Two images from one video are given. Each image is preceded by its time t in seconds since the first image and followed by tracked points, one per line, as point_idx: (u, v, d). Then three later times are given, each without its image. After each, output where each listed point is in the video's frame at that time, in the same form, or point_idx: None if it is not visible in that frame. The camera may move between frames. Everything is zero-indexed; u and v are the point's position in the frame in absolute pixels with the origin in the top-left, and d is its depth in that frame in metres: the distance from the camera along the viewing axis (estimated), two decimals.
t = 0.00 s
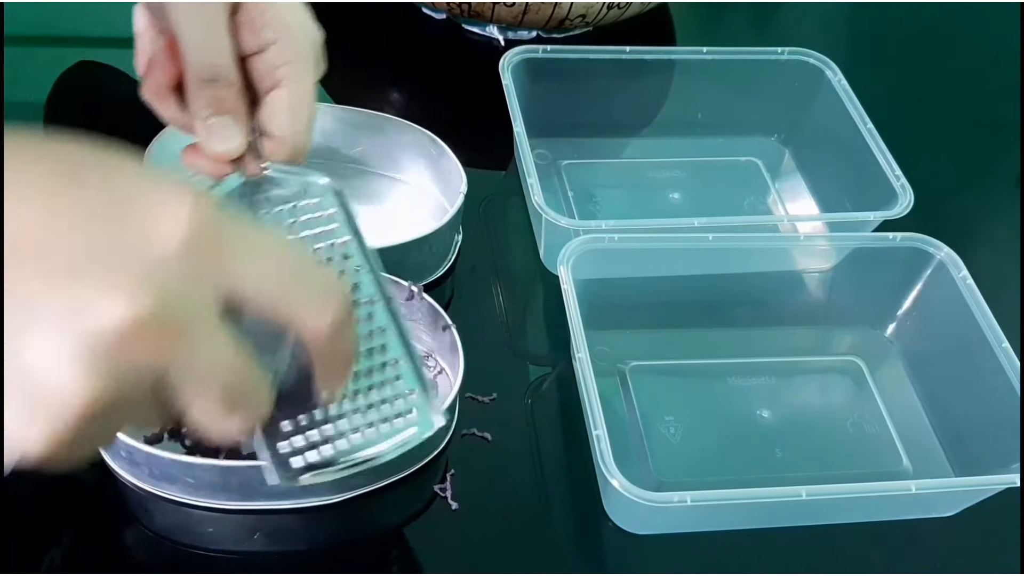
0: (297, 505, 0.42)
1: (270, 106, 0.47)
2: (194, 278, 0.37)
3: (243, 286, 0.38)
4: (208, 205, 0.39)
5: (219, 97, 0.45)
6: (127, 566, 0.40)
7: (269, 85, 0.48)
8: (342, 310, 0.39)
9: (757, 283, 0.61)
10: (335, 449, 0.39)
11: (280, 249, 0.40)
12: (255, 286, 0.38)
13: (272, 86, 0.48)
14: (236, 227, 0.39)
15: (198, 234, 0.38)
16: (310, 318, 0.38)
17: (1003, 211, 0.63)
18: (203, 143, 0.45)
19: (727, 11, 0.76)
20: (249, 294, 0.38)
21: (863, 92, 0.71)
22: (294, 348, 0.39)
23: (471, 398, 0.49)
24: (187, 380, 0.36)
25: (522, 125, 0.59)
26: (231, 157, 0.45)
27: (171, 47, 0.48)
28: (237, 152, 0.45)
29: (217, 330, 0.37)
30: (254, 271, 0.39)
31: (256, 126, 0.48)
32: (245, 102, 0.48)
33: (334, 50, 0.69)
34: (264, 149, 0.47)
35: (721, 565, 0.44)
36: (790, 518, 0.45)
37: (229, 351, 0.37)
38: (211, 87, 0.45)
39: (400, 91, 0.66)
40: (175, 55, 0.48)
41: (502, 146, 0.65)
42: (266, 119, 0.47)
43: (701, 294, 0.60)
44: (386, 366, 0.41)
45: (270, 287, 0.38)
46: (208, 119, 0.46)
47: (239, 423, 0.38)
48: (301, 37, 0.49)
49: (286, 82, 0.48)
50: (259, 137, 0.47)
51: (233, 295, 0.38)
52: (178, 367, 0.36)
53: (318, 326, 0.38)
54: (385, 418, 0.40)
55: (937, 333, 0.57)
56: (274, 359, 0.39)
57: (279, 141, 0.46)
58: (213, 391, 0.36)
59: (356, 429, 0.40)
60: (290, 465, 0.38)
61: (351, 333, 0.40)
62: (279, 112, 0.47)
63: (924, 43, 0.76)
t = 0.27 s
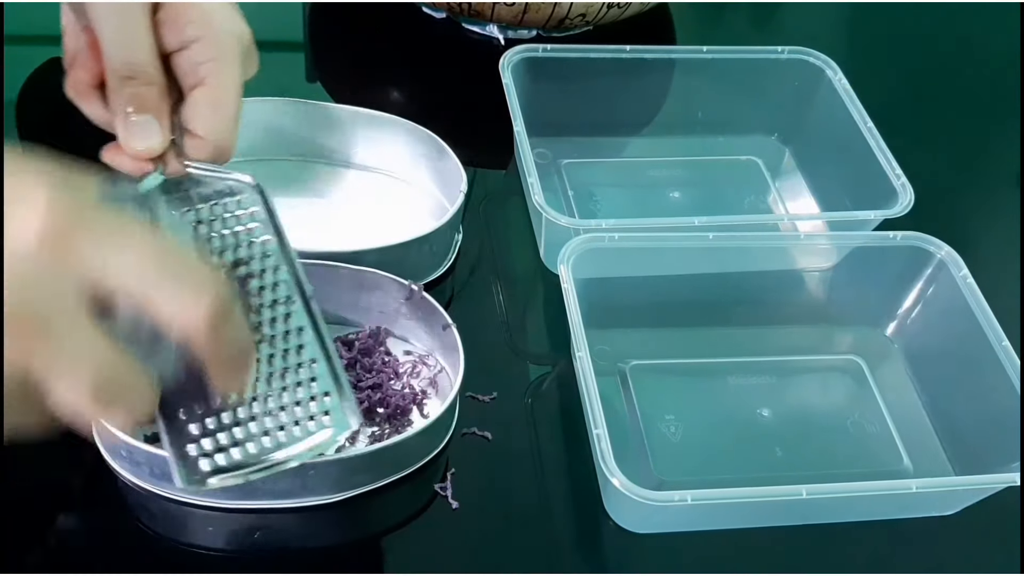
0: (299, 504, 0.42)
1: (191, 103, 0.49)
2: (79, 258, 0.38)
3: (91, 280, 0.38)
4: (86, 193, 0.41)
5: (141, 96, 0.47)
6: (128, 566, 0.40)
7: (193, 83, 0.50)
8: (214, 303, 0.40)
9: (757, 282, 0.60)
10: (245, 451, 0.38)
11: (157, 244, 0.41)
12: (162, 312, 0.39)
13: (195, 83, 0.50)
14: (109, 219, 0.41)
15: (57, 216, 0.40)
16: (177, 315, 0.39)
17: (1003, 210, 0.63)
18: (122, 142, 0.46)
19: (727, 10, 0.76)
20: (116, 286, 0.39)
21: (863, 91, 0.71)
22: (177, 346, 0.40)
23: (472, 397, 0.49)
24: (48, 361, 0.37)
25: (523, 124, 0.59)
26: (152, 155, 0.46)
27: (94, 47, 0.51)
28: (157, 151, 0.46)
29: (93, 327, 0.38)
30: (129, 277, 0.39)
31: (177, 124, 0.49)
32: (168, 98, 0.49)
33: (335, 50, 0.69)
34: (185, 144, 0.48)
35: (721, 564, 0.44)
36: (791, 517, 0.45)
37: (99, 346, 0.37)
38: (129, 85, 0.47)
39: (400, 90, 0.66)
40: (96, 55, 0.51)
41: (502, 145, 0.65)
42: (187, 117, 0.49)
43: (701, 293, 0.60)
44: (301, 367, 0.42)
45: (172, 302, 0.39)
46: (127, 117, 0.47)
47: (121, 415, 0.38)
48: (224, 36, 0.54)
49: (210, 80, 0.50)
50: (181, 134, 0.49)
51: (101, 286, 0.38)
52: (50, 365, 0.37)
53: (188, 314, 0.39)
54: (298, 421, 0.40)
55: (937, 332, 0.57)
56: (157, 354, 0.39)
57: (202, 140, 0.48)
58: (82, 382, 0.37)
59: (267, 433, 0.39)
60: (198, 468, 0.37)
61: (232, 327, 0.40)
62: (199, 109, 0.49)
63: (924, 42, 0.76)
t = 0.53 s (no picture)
0: (299, 503, 0.42)
1: (126, 124, 0.42)
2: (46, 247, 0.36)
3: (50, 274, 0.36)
4: (30, 189, 0.37)
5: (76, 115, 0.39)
6: (127, 565, 0.40)
7: (130, 103, 0.44)
8: (152, 299, 0.38)
9: (756, 281, 0.60)
10: (180, 477, 0.39)
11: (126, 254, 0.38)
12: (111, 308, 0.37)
13: (131, 103, 0.44)
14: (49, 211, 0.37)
15: (4, 219, 0.37)
16: (124, 311, 0.37)
17: (1003, 209, 0.63)
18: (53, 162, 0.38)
19: (727, 9, 0.76)
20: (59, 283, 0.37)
21: (862, 90, 0.71)
22: (122, 341, 0.37)
23: (471, 396, 0.49)
24: (7, 360, 0.37)
25: (522, 123, 0.59)
26: (91, 175, 0.38)
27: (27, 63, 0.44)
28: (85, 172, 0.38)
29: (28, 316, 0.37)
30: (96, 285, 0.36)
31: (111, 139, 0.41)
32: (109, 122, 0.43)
33: (334, 49, 0.69)
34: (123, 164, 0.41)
35: (721, 563, 0.44)
36: (791, 516, 0.45)
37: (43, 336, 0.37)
38: (65, 105, 0.40)
39: (399, 89, 0.66)
40: (33, 72, 0.44)
41: (502, 143, 0.65)
42: (122, 136, 0.42)
43: (701, 292, 0.60)
44: (236, 391, 0.41)
45: (121, 300, 0.37)
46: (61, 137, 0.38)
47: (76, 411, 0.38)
48: (161, 51, 0.49)
49: (148, 99, 0.44)
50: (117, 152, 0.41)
51: (43, 283, 0.37)
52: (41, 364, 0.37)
53: (124, 310, 0.37)
54: (233, 443, 0.39)
55: (936, 330, 0.57)
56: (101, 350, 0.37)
57: (140, 158, 0.41)
58: (29, 377, 0.37)
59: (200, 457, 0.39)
60: (131, 492, 0.38)
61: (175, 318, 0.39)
62: (134, 128, 0.42)
63: (924, 41, 0.76)
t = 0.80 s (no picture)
0: (299, 503, 0.42)
1: (116, 115, 0.44)
2: None
3: None
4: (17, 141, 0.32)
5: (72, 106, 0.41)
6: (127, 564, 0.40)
7: (120, 95, 0.45)
8: (161, 242, 0.35)
9: (756, 281, 0.60)
10: (190, 458, 0.38)
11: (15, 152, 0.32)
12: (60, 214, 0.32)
13: (119, 95, 0.45)
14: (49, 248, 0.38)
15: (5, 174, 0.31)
16: (127, 243, 0.33)
17: (1003, 208, 0.63)
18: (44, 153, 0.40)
19: (727, 8, 0.76)
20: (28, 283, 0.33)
21: (863, 90, 0.71)
22: (130, 282, 0.35)
23: (471, 395, 0.49)
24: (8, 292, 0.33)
25: (522, 122, 0.58)
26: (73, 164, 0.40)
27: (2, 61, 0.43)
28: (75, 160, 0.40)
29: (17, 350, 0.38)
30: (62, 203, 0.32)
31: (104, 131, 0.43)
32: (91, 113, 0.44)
33: (333, 48, 0.69)
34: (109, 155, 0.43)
35: (719, 562, 0.44)
36: (791, 515, 0.45)
37: (54, 285, 0.33)
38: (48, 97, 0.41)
39: (398, 88, 0.66)
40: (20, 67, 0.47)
41: (501, 142, 0.65)
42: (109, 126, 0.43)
43: (701, 290, 0.60)
44: (241, 372, 0.41)
45: None
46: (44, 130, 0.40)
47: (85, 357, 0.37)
48: (149, 43, 0.48)
49: (134, 91, 0.45)
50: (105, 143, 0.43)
51: (50, 229, 0.32)
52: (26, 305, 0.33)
53: (136, 249, 0.34)
54: (240, 425, 0.40)
55: (937, 329, 0.57)
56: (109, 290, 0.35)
57: (127, 149, 0.42)
58: (40, 327, 0.34)
59: (210, 436, 0.39)
60: (142, 474, 0.38)
61: (171, 269, 0.36)
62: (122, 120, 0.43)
63: (924, 40, 0.76)
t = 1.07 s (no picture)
0: (299, 503, 0.42)
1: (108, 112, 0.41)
2: None
3: None
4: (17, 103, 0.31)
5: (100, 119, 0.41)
6: (126, 564, 0.40)
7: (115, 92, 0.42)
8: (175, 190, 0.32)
9: (756, 280, 0.60)
10: (202, 429, 0.38)
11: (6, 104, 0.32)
12: (62, 163, 0.30)
13: (115, 93, 0.42)
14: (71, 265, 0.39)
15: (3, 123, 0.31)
16: (136, 192, 0.31)
17: (1003, 207, 0.63)
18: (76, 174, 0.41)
19: (727, 8, 0.76)
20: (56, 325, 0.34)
21: (863, 89, 0.71)
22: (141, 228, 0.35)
23: (471, 395, 0.49)
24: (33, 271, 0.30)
25: (522, 121, 0.58)
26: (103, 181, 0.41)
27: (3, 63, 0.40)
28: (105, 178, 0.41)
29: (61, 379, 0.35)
30: (62, 144, 0.31)
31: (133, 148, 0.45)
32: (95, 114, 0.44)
33: (332, 47, 0.69)
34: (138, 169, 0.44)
35: (719, 561, 0.44)
36: (791, 514, 0.45)
37: (65, 224, 0.30)
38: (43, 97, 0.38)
39: (398, 88, 0.66)
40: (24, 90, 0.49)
41: (501, 142, 0.65)
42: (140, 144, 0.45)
43: (701, 290, 0.60)
44: (253, 347, 0.41)
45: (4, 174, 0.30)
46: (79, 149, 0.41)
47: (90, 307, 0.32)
48: (143, 42, 0.44)
49: (127, 89, 0.42)
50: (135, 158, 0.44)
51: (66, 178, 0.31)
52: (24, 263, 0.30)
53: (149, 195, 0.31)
54: (258, 395, 0.40)
55: (937, 328, 0.57)
56: (120, 240, 0.34)
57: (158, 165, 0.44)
58: (66, 289, 0.31)
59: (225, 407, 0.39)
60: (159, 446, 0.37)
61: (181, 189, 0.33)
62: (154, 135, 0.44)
63: (924, 40, 0.76)
